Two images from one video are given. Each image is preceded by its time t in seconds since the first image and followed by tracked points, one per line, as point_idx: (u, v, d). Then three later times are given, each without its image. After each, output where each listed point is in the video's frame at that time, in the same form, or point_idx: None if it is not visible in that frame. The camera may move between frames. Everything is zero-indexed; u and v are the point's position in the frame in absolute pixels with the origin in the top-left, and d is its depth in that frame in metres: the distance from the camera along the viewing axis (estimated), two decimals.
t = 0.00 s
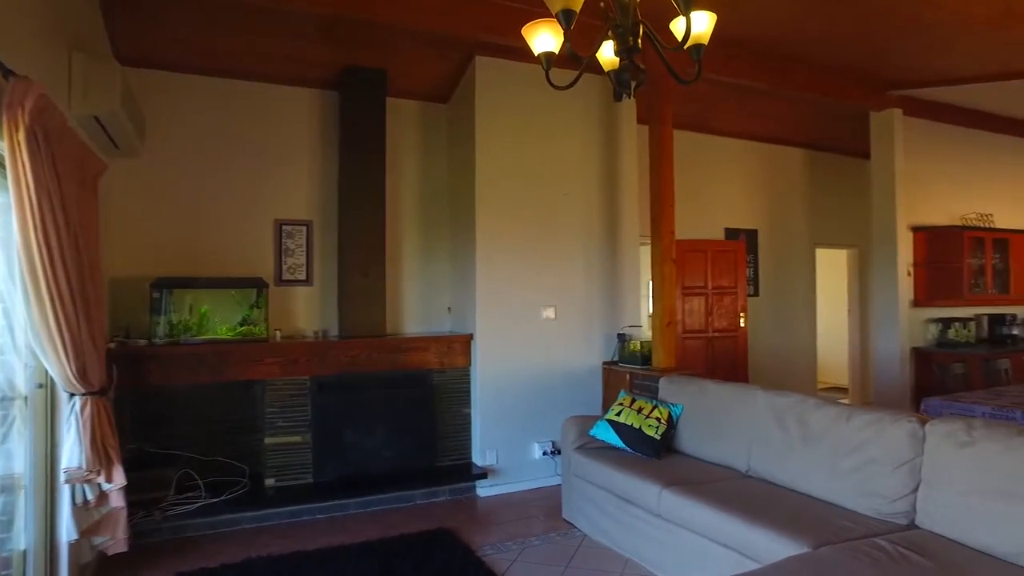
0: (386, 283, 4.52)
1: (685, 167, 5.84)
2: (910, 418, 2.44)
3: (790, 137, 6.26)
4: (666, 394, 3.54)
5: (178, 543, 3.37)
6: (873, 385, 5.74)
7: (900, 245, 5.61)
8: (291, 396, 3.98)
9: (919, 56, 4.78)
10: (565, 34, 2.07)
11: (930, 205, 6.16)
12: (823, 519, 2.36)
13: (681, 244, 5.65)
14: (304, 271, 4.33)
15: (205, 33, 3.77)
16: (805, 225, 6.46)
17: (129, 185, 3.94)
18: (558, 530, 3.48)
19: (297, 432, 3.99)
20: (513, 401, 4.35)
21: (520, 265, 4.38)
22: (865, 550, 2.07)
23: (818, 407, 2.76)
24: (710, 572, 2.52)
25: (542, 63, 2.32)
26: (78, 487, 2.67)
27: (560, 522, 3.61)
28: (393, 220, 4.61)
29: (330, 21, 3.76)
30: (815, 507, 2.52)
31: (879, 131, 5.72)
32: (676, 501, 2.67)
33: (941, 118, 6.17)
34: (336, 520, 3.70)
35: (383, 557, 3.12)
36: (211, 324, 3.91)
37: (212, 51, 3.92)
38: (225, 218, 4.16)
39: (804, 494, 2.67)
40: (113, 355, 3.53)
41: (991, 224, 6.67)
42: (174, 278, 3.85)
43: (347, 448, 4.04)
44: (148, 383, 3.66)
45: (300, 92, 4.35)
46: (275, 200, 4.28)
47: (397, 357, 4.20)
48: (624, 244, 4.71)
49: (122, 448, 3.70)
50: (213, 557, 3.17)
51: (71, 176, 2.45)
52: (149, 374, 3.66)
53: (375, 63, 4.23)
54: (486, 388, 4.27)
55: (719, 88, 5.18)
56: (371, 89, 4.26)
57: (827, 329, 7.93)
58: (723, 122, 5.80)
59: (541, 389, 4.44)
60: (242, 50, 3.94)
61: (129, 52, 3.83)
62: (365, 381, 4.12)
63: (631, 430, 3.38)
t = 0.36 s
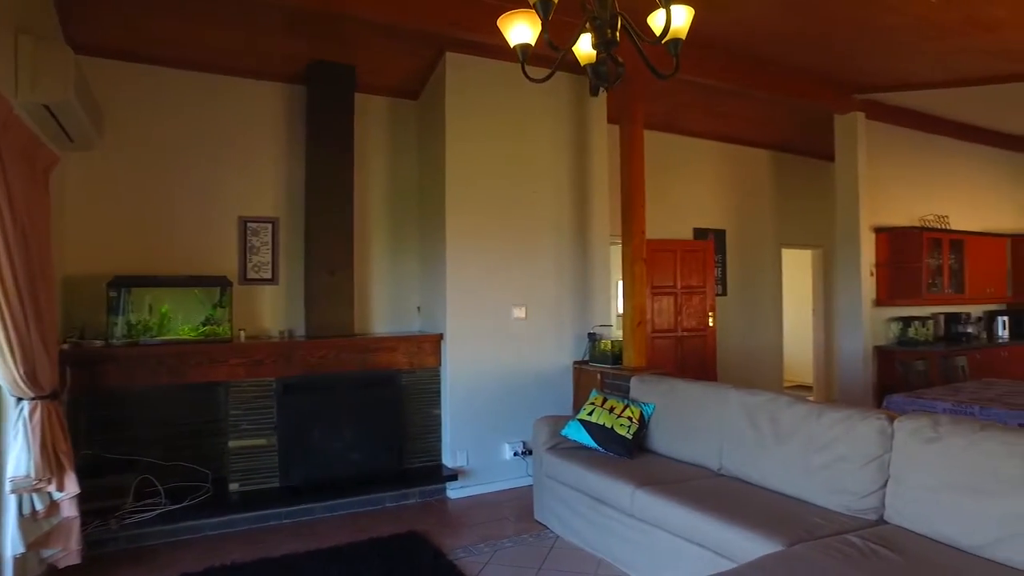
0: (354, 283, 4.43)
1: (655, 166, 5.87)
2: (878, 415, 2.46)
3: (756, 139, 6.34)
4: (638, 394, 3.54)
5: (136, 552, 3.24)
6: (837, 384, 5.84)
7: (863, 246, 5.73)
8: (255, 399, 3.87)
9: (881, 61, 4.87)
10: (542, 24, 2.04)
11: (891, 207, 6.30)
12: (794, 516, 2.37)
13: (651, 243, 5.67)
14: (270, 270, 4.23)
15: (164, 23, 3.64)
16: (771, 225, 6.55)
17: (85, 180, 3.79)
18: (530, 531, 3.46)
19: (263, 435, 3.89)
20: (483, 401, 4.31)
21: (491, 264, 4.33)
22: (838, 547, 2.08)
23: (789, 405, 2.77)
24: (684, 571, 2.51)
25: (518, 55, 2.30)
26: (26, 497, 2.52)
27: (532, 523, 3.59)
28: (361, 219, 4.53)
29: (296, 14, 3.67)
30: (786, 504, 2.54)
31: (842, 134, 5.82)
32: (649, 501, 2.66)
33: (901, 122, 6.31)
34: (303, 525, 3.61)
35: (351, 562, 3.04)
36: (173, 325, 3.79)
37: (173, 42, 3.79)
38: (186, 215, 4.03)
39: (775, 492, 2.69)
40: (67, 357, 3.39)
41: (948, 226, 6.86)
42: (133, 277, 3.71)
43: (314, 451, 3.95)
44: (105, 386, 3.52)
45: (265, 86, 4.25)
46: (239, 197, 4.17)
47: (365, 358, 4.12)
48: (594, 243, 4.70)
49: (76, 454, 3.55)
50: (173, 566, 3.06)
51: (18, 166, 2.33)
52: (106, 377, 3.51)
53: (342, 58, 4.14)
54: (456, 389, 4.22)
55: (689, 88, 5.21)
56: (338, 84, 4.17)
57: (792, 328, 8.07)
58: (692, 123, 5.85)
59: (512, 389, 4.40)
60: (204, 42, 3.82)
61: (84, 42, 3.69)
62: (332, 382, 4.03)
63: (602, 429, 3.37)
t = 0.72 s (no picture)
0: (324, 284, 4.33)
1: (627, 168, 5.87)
2: (854, 417, 2.47)
3: (727, 141, 6.39)
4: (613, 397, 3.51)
5: (93, 567, 3.10)
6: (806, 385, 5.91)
7: (831, 248, 5.80)
8: (220, 404, 3.75)
9: (849, 66, 4.94)
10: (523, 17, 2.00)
11: (858, 210, 6.40)
12: (772, 520, 2.36)
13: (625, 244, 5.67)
14: (236, 270, 4.12)
15: (124, 13, 3.50)
16: (742, 227, 6.61)
17: (38, 176, 3.63)
18: (504, 537, 3.40)
19: (228, 442, 3.76)
20: (456, 405, 4.24)
21: (464, 264, 4.27)
22: (818, 551, 2.07)
23: (764, 407, 2.77)
24: None
25: (497, 48, 2.25)
26: None
27: (506, 528, 3.53)
28: (331, 219, 4.43)
29: (264, 7, 3.56)
30: (763, 507, 2.53)
31: (811, 137, 5.89)
32: (627, 506, 2.63)
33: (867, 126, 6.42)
34: (270, 534, 3.51)
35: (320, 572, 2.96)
36: (133, 327, 3.65)
37: (133, 34, 3.65)
38: (147, 213, 3.90)
39: (751, 494, 2.68)
40: (18, 362, 3.24)
41: (911, 229, 7.00)
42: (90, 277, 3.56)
43: (282, 457, 3.84)
44: (60, 393, 3.37)
45: (231, 80, 4.13)
46: (204, 195, 4.05)
47: (335, 360, 4.02)
48: (568, 244, 4.68)
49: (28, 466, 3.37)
50: None
51: None
52: (59, 383, 3.36)
53: (311, 54, 4.05)
54: (428, 392, 4.15)
55: (661, 90, 5.22)
56: (306, 80, 4.07)
57: (761, 329, 8.17)
58: (664, 125, 5.87)
59: (485, 392, 4.34)
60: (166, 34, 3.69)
61: (38, 32, 3.53)
62: (301, 386, 3.92)
63: (577, 432, 3.33)
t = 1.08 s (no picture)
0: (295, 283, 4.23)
1: (604, 168, 5.85)
2: (835, 418, 2.46)
3: (701, 142, 6.42)
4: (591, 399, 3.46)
5: None
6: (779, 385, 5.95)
7: (804, 249, 5.85)
8: (186, 409, 3.62)
9: (822, 69, 4.98)
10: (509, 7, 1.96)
11: (829, 212, 6.47)
12: (753, 523, 2.34)
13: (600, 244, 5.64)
14: (203, 270, 3.99)
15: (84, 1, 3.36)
16: (716, 228, 6.64)
17: None
18: (481, 543, 3.34)
19: (195, 448, 3.64)
20: (431, 407, 4.16)
21: (439, 265, 4.20)
22: (801, 554, 2.05)
23: (745, 408, 2.75)
24: None
25: (481, 40, 2.20)
26: None
27: (483, 534, 3.47)
28: (302, 218, 4.32)
29: None
30: (744, 510, 2.51)
31: (784, 139, 5.94)
32: (607, 511, 2.59)
33: (838, 129, 6.50)
34: (239, 543, 3.39)
35: None
36: (93, 330, 3.47)
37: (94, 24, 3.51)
38: (109, 211, 3.75)
39: (732, 497, 2.66)
40: None
41: (880, 230, 7.11)
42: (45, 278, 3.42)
43: (252, 463, 3.73)
44: (14, 399, 3.21)
45: (198, 74, 4.00)
46: (169, 192, 3.92)
47: (306, 363, 3.92)
48: (544, 244, 4.63)
49: None
50: None
51: None
52: (12, 388, 3.20)
53: (282, 48, 3.93)
54: (403, 395, 4.07)
55: (637, 90, 5.21)
56: (277, 75, 3.97)
57: (733, 329, 8.23)
58: (639, 125, 5.86)
59: (461, 394, 4.27)
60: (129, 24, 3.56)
61: None
62: (272, 390, 3.81)
63: (555, 436, 3.28)
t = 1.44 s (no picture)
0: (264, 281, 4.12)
1: (578, 167, 5.83)
2: (812, 417, 2.46)
3: (675, 142, 6.44)
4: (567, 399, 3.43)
5: None
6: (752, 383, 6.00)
7: (776, 249, 5.89)
8: (150, 412, 3.50)
9: (796, 70, 5.02)
10: None
11: (800, 212, 6.54)
12: (731, 523, 2.32)
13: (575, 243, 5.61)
14: (167, 268, 3.87)
15: None
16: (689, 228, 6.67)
17: None
18: (456, 546, 3.28)
19: (158, 452, 3.52)
20: (404, 408, 4.09)
21: (412, 262, 4.12)
22: (781, 554, 2.04)
23: (722, 407, 2.74)
24: None
25: (460, 28, 2.16)
26: None
27: (457, 536, 3.42)
28: (271, 214, 4.21)
29: None
30: (722, 510, 2.49)
31: (757, 140, 5.98)
32: (585, 513, 2.55)
33: (809, 130, 6.57)
34: (205, 550, 3.29)
35: None
36: (48, 330, 3.31)
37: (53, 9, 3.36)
38: (69, 204, 3.61)
39: (709, 497, 2.65)
40: None
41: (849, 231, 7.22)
42: None
43: (218, 466, 3.62)
44: None
45: (163, 64, 3.87)
46: (133, 186, 3.78)
47: (276, 363, 3.81)
48: (519, 242, 4.59)
49: None
50: None
51: None
52: None
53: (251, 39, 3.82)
54: (376, 395, 3.99)
55: (613, 88, 5.19)
56: (245, 67, 3.85)
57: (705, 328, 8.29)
58: (614, 124, 5.85)
59: (435, 394, 4.20)
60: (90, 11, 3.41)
61: None
62: (240, 392, 3.70)
63: (531, 436, 3.24)
